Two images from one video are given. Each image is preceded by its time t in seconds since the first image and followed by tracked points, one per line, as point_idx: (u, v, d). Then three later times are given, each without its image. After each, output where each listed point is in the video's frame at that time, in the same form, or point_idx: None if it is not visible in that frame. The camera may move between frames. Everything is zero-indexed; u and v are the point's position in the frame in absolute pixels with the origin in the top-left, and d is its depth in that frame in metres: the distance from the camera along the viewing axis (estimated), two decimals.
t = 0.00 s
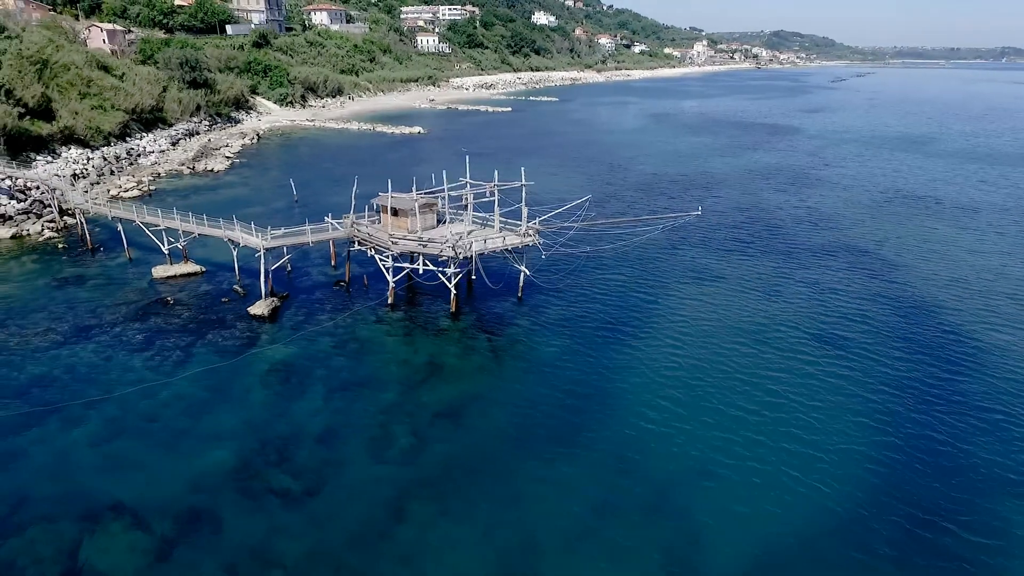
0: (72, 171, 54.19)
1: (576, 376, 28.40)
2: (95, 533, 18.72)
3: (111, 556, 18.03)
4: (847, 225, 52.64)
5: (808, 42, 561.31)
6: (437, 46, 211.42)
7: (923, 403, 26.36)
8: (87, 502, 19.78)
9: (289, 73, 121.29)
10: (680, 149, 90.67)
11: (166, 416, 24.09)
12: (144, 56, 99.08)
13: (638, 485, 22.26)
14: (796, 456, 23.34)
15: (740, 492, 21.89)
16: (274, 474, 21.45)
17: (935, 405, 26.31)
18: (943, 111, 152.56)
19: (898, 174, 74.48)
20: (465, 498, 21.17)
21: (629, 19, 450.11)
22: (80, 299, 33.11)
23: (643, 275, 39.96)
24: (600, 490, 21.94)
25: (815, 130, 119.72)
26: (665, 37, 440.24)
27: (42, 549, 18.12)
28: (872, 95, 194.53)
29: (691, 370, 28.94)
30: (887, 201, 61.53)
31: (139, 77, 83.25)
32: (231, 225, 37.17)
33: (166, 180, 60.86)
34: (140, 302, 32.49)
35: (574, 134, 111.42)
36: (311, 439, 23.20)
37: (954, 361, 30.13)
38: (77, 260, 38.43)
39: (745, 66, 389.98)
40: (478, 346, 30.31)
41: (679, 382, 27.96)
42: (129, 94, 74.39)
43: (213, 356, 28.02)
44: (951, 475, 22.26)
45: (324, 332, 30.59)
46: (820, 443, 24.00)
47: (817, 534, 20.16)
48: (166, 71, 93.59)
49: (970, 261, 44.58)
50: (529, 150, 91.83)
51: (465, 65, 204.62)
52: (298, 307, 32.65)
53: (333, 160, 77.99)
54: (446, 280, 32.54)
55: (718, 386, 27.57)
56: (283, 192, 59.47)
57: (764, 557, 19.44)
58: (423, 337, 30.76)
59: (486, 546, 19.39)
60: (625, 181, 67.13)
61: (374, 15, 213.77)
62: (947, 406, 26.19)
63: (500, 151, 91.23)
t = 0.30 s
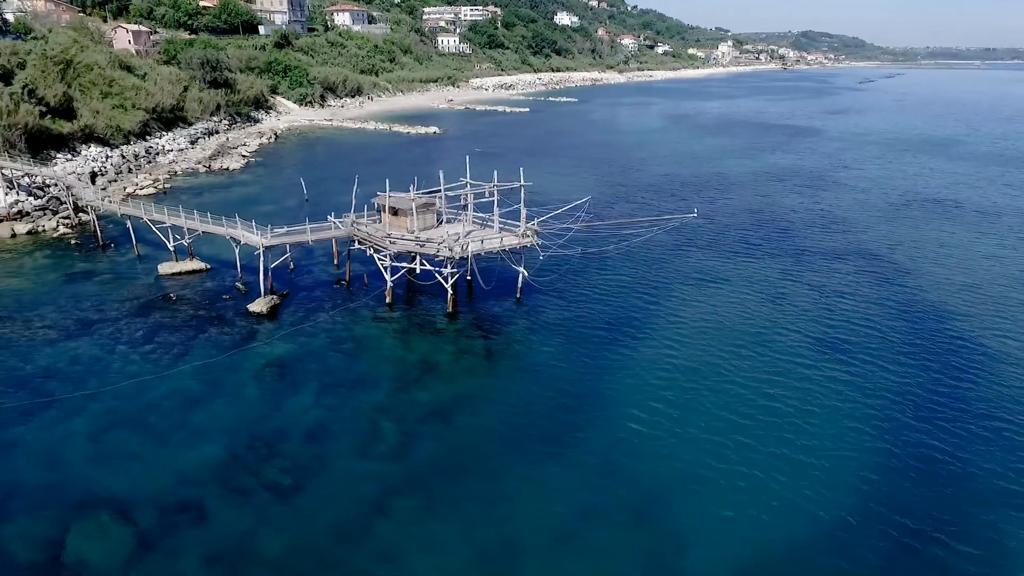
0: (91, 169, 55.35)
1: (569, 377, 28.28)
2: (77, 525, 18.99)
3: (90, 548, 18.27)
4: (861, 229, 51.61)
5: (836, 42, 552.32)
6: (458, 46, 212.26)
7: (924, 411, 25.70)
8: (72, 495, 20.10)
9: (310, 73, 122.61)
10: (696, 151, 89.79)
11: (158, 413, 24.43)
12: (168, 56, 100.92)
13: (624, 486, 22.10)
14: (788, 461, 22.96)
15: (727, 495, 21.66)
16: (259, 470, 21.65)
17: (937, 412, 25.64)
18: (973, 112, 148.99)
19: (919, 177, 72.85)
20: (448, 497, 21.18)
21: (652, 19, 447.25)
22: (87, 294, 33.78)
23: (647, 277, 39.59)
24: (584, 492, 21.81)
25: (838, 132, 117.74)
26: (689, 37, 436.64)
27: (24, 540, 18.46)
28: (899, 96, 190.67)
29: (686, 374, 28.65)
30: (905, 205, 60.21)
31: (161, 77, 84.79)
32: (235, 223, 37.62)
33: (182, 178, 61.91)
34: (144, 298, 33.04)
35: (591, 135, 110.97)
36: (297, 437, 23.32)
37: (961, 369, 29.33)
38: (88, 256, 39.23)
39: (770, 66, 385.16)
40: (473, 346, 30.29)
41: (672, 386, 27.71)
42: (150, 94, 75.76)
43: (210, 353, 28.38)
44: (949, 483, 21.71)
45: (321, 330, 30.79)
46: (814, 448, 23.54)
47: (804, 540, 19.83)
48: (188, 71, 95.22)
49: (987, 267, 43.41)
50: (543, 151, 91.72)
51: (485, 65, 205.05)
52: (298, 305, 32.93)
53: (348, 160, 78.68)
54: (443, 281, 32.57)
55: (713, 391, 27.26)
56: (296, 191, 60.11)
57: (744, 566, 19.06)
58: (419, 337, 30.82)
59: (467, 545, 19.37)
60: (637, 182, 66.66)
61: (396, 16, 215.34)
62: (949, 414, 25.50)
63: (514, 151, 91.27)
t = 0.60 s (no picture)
0: (108, 167, 56.50)
1: (562, 381, 28.31)
2: (63, 516, 19.35)
3: (73, 540, 18.60)
4: (876, 234, 50.61)
5: (865, 43, 542.76)
6: (479, 47, 212.84)
7: (926, 420, 25.04)
8: (61, 486, 20.48)
9: (330, 74, 123.91)
10: (713, 152, 88.83)
11: (152, 406, 24.79)
12: (191, 56, 102.71)
13: (610, 491, 22.14)
14: (778, 470, 22.82)
15: (713, 502, 21.63)
16: (248, 465, 21.96)
17: (937, 421, 25.03)
18: (1004, 114, 145.20)
19: (942, 181, 71.19)
20: (432, 498, 21.37)
21: (677, 19, 443.57)
22: (95, 289, 34.46)
23: (651, 281, 39.28)
24: (569, 496, 21.87)
25: (861, 134, 115.62)
26: (714, 38, 432.22)
27: (11, 529, 18.84)
28: (928, 98, 186.65)
29: (680, 380, 28.49)
30: (924, 209, 58.90)
31: (182, 77, 86.29)
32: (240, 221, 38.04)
33: (198, 176, 62.93)
34: (149, 294, 33.61)
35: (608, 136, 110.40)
36: (287, 435, 23.50)
37: (968, 378, 28.52)
38: (99, 252, 40.02)
39: (796, 67, 379.64)
40: (469, 347, 30.30)
41: (665, 392, 27.56)
42: (171, 94, 77.16)
43: (208, 349, 28.73)
44: (941, 493, 21.37)
45: (319, 329, 31.01)
46: (804, 456, 23.35)
47: (789, 549, 19.74)
48: (209, 71, 96.79)
49: (1005, 273, 42.26)
50: (558, 151, 91.48)
51: (506, 66, 205.15)
52: (298, 303, 33.20)
53: (362, 160, 79.33)
54: (441, 281, 32.60)
55: (706, 397, 27.06)
56: (308, 189, 60.75)
57: None
58: (415, 337, 30.91)
59: (448, 546, 19.54)
60: (650, 184, 66.15)
61: (418, 17, 216.52)
62: (952, 424, 24.82)
63: (528, 152, 91.20)
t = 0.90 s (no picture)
0: (126, 165, 57.58)
1: (555, 382, 28.22)
2: (51, 507, 19.68)
3: (59, 531, 18.92)
4: (890, 239, 49.58)
5: (896, 43, 532.18)
6: (499, 47, 213.05)
7: (923, 431, 24.52)
8: (52, 478, 20.83)
9: (349, 74, 124.92)
10: (730, 154, 87.81)
11: (147, 400, 25.20)
12: (213, 56, 104.34)
13: (595, 493, 22.04)
14: (764, 478, 22.73)
15: (696, 507, 21.60)
16: (236, 459, 22.21)
17: (932, 430, 24.66)
18: None
19: (964, 184, 69.49)
20: (416, 496, 21.40)
21: (702, 20, 439.06)
22: (103, 284, 35.13)
23: (655, 284, 38.96)
24: (553, 497, 21.74)
25: (885, 136, 113.32)
26: (740, 38, 427.09)
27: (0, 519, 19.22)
28: (958, 99, 182.19)
29: (674, 383, 28.24)
30: (943, 213, 57.55)
31: (203, 76, 87.67)
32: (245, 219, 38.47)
33: (214, 175, 63.92)
34: (153, 290, 34.16)
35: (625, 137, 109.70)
36: (276, 431, 23.68)
37: (972, 388, 27.85)
38: (110, 248, 40.81)
39: (823, 68, 373.46)
40: (464, 347, 30.32)
41: (659, 397, 27.29)
42: (191, 93, 78.49)
43: (207, 345, 29.14)
44: (929, 504, 21.17)
45: (317, 327, 31.28)
46: (792, 465, 23.22)
47: (773, 559, 19.58)
48: (230, 71, 98.28)
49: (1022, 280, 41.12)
50: (573, 152, 91.17)
51: (526, 66, 204.98)
52: (298, 301, 33.51)
53: (377, 159, 79.87)
54: (438, 280, 32.60)
55: (701, 402, 26.82)
56: (320, 188, 61.33)
57: None
58: (412, 336, 31.02)
59: (428, 544, 19.57)
60: (662, 186, 65.57)
61: (440, 17, 217.46)
62: (951, 435, 24.22)
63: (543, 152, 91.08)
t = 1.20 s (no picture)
0: (144, 163, 58.72)
1: (548, 384, 28.06)
2: (40, 499, 20.13)
3: (45, 523, 19.33)
4: (907, 243, 48.42)
5: (929, 43, 519.86)
6: (521, 47, 212.97)
7: (921, 443, 23.97)
8: (44, 470, 21.26)
9: (369, 74, 125.88)
10: (748, 156, 86.57)
11: (144, 394, 25.63)
12: (235, 57, 105.93)
13: (580, 499, 21.85)
14: (751, 486, 22.43)
15: (682, 514, 21.36)
16: (224, 456, 22.45)
17: (928, 442, 24.13)
18: None
19: (990, 188, 67.59)
20: (399, 497, 21.44)
21: (729, 20, 433.92)
22: (111, 280, 35.83)
23: (658, 288, 38.59)
24: (538, 501, 21.65)
25: (911, 138, 110.74)
26: (767, 39, 421.17)
27: None
28: (991, 101, 177.24)
29: (668, 388, 27.93)
30: (965, 217, 56.03)
31: (225, 76, 89.00)
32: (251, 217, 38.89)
33: (230, 173, 64.90)
34: (159, 286, 34.74)
35: (643, 138, 108.80)
36: (266, 428, 23.93)
37: (978, 399, 27.09)
38: (122, 245, 41.63)
39: (853, 69, 366.55)
40: (461, 347, 30.33)
41: (654, 402, 27.04)
42: (211, 92, 79.79)
43: (206, 341, 29.52)
44: (918, 517, 20.77)
45: (316, 324, 31.51)
46: (781, 474, 22.87)
47: (758, 568, 19.30)
48: (251, 71, 99.71)
49: None
50: (589, 153, 90.76)
51: (548, 67, 204.53)
52: (299, 299, 33.81)
53: (392, 159, 80.37)
54: (437, 280, 32.53)
55: (694, 408, 26.50)
56: (332, 187, 61.83)
57: None
58: (410, 335, 31.13)
59: (408, 546, 19.59)
60: (676, 188, 64.87)
61: (462, 18, 218.13)
62: (951, 447, 23.66)
63: (559, 153, 90.83)
